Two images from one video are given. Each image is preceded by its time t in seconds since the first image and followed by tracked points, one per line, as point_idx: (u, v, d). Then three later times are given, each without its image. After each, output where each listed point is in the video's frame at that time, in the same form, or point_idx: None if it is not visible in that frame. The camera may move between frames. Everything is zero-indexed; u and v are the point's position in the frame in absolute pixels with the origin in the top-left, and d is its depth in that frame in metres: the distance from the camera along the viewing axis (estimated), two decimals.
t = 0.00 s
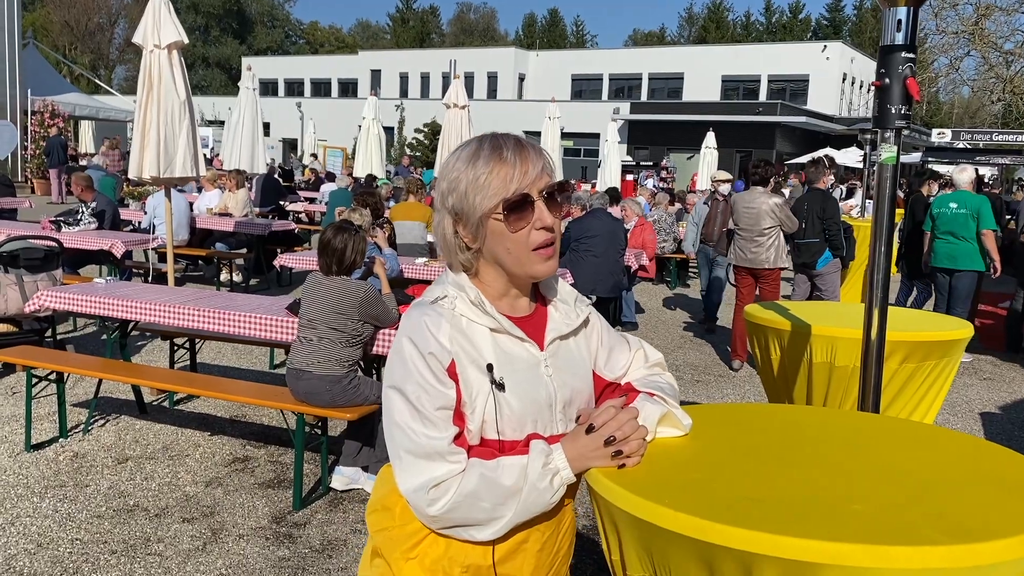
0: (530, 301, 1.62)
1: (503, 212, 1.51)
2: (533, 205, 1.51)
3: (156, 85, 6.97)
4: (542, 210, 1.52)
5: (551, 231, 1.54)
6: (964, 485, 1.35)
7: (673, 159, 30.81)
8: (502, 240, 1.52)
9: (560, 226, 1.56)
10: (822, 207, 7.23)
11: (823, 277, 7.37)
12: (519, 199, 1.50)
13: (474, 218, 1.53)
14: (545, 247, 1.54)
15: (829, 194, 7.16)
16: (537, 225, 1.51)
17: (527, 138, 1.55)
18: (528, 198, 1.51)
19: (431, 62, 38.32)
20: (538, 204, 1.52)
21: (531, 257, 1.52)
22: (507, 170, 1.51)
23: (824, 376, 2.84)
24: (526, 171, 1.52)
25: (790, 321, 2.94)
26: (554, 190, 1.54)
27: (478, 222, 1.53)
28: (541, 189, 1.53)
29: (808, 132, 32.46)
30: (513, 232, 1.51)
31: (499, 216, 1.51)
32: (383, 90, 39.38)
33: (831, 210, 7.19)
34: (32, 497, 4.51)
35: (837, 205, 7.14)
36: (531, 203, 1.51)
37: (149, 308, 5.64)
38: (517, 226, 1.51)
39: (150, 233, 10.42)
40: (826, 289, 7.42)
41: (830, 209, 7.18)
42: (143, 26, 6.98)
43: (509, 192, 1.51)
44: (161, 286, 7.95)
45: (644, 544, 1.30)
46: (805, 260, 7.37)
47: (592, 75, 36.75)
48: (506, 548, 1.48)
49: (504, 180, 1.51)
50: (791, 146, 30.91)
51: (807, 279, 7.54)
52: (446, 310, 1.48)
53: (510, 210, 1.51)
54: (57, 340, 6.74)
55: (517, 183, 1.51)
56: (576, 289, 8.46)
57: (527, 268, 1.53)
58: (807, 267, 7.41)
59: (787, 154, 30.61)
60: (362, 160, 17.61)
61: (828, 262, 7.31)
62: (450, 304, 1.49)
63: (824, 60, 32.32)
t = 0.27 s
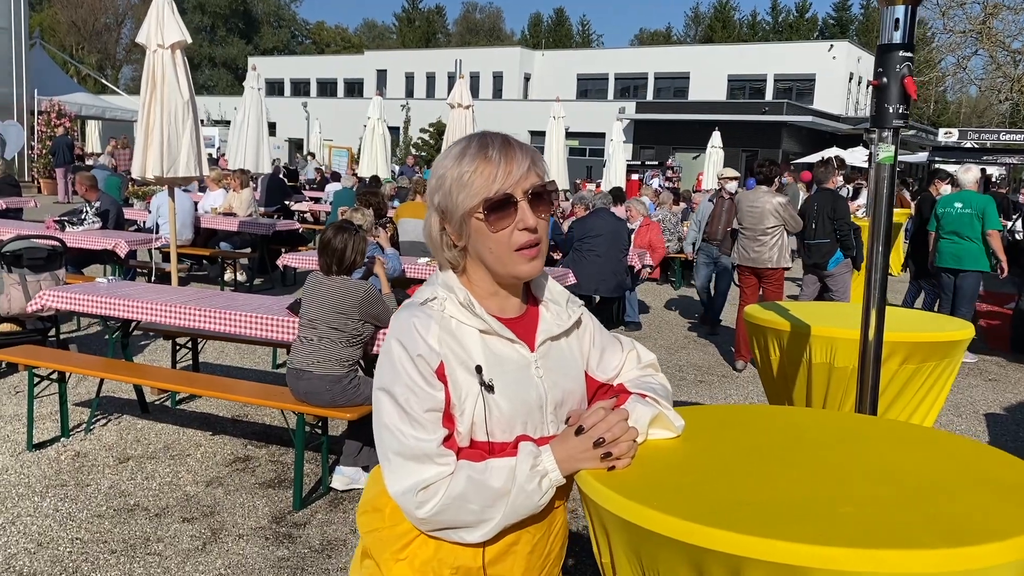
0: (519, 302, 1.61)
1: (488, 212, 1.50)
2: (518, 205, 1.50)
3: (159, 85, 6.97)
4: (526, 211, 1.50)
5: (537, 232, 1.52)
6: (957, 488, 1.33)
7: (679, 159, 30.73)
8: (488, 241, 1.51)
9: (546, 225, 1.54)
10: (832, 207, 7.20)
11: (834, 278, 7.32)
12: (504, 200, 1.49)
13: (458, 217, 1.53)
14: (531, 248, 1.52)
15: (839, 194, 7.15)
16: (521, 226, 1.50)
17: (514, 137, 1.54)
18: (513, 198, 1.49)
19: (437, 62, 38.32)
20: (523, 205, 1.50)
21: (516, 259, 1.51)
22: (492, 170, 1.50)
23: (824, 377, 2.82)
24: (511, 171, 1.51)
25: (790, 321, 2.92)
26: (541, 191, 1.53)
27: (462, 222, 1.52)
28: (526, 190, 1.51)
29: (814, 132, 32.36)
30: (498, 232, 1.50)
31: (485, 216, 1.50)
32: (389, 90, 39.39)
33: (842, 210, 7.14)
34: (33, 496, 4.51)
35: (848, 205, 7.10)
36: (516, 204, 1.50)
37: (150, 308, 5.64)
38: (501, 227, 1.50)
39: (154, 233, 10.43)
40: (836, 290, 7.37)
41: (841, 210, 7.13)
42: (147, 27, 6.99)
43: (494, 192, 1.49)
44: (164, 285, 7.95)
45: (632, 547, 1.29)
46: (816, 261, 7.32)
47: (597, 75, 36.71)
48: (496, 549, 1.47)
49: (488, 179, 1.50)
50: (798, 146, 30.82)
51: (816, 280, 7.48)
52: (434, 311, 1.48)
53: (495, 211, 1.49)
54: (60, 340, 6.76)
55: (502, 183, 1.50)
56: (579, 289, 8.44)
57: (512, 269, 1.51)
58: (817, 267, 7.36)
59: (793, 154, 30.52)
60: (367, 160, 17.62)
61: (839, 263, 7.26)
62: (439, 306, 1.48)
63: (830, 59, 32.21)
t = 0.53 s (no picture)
0: (510, 303, 1.60)
1: (470, 214, 1.50)
2: (501, 207, 1.50)
3: (165, 86, 6.99)
4: (508, 212, 1.50)
5: (519, 233, 1.52)
6: (949, 488, 1.32)
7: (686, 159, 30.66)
8: (471, 243, 1.51)
9: (529, 225, 1.53)
10: (848, 208, 7.15)
11: (849, 278, 7.20)
12: (486, 201, 1.49)
13: (441, 218, 1.54)
14: (515, 250, 1.52)
15: (856, 194, 7.09)
16: (503, 226, 1.50)
17: (500, 138, 1.54)
18: (496, 200, 1.50)
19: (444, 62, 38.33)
20: (506, 206, 1.50)
21: (499, 260, 1.51)
22: (474, 172, 1.51)
23: (825, 378, 2.81)
24: (493, 172, 1.51)
25: (790, 321, 2.91)
26: (525, 192, 1.53)
27: (447, 224, 1.53)
28: (509, 192, 1.51)
29: (822, 131, 32.24)
30: (480, 234, 1.50)
31: (468, 217, 1.51)
32: (396, 90, 39.44)
33: (859, 211, 7.09)
34: (37, 495, 4.54)
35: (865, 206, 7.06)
36: (498, 206, 1.50)
37: (154, 308, 5.65)
38: (483, 228, 1.50)
39: (160, 233, 10.46)
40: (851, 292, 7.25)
41: (857, 210, 7.08)
42: (153, 28, 7.01)
43: (477, 193, 1.50)
44: (170, 285, 7.98)
45: (624, 547, 1.28)
46: (832, 262, 7.23)
47: (604, 74, 36.67)
48: (490, 548, 1.46)
49: (470, 180, 1.51)
50: (805, 145, 30.71)
51: (830, 281, 7.38)
52: (426, 311, 1.48)
53: (477, 213, 1.50)
54: (66, 340, 6.79)
55: (485, 185, 1.50)
56: (583, 290, 8.43)
57: (497, 270, 1.51)
58: (832, 267, 7.25)
59: (801, 153, 30.42)
60: (374, 160, 17.64)
61: (856, 263, 7.15)
62: (430, 305, 1.48)
63: (838, 58, 32.09)
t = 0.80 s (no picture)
0: (505, 299, 1.61)
1: (455, 210, 1.51)
2: (485, 203, 1.51)
3: (171, 86, 7.00)
4: (492, 207, 1.51)
5: (506, 228, 1.52)
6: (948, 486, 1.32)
7: (693, 158, 30.61)
8: (458, 238, 1.53)
9: (518, 220, 1.53)
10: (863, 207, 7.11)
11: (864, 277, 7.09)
12: (471, 197, 1.50)
13: (430, 214, 1.56)
14: (502, 245, 1.53)
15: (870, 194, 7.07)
16: (487, 222, 1.50)
17: (491, 132, 1.55)
18: (480, 197, 1.51)
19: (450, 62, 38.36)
20: (491, 202, 1.51)
21: (486, 256, 1.51)
22: (460, 167, 1.52)
23: (828, 376, 2.80)
24: (478, 167, 1.52)
25: (794, 319, 2.90)
26: (512, 187, 1.53)
27: (435, 220, 1.55)
28: (494, 188, 1.52)
29: (830, 130, 32.16)
30: (465, 229, 1.51)
31: (454, 214, 1.52)
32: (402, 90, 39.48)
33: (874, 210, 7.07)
34: (43, 494, 4.56)
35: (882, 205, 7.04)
36: (482, 202, 1.51)
37: (160, 307, 5.66)
38: (469, 224, 1.51)
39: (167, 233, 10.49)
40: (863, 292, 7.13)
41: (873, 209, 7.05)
42: (159, 28, 7.02)
43: (462, 190, 1.51)
44: (176, 285, 8.01)
45: (622, 545, 1.27)
46: (847, 261, 7.09)
47: (610, 74, 36.64)
48: (486, 544, 1.46)
49: (458, 176, 1.53)
50: (813, 144, 30.63)
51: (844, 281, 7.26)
52: (420, 306, 1.49)
53: (462, 209, 1.51)
54: (73, 339, 6.81)
55: (470, 180, 1.51)
56: (588, 289, 8.42)
57: (484, 266, 1.52)
58: (846, 266, 7.13)
59: (808, 152, 30.35)
60: (380, 159, 17.67)
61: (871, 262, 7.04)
62: (423, 301, 1.50)
63: (846, 57, 32.00)
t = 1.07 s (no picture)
0: (507, 299, 1.61)
1: (451, 210, 1.53)
2: (481, 203, 1.52)
3: (177, 86, 7.02)
4: (488, 208, 1.51)
5: (502, 229, 1.52)
6: (955, 484, 1.32)
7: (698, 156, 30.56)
8: (456, 239, 1.54)
9: (516, 220, 1.53)
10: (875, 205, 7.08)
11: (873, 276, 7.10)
12: (467, 197, 1.52)
13: (429, 214, 1.58)
14: (499, 245, 1.53)
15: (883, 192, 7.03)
16: (483, 222, 1.51)
17: (488, 132, 1.55)
18: (477, 197, 1.52)
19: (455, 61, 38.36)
20: (487, 202, 1.52)
21: (482, 255, 1.52)
22: (457, 168, 1.53)
23: (834, 374, 2.79)
24: (476, 166, 1.53)
25: (800, 318, 2.89)
26: (510, 186, 1.53)
27: (434, 221, 1.57)
28: (490, 187, 1.52)
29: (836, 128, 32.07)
30: (462, 229, 1.52)
31: (450, 214, 1.53)
32: (408, 89, 39.50)
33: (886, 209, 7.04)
34: (52, 493, 4.58)
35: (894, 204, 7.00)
36: (479, 202, 1.52)
37: (166, 307, 5.68)
38: (465, 223, 1.52)
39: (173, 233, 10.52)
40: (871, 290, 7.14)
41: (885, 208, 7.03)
42: (165, 29, 7.04)
43: (459, 189, 1.53)
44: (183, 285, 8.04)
45: (627, 542, 1.28)
46: (856, 259, 7.11)
47: (616, 72, 36.60)
48: (487, 544, 1.48)
49: (456, 177, 1.54)
50: (819, 142, 30.55)
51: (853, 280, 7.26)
52: (422, 306, 1.51)
53: (458, 209, 1.52)
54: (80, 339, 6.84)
55: (467, 181, 1.52)
56: (594, 288, 8.41)
57: (481, 266, 1.52)
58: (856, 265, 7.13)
59: (815, 150, 30.27)
60: (386, 159, 17.69)
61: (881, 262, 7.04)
62: (425, 300, 1.52)
63: (852, 54, 31.90)
